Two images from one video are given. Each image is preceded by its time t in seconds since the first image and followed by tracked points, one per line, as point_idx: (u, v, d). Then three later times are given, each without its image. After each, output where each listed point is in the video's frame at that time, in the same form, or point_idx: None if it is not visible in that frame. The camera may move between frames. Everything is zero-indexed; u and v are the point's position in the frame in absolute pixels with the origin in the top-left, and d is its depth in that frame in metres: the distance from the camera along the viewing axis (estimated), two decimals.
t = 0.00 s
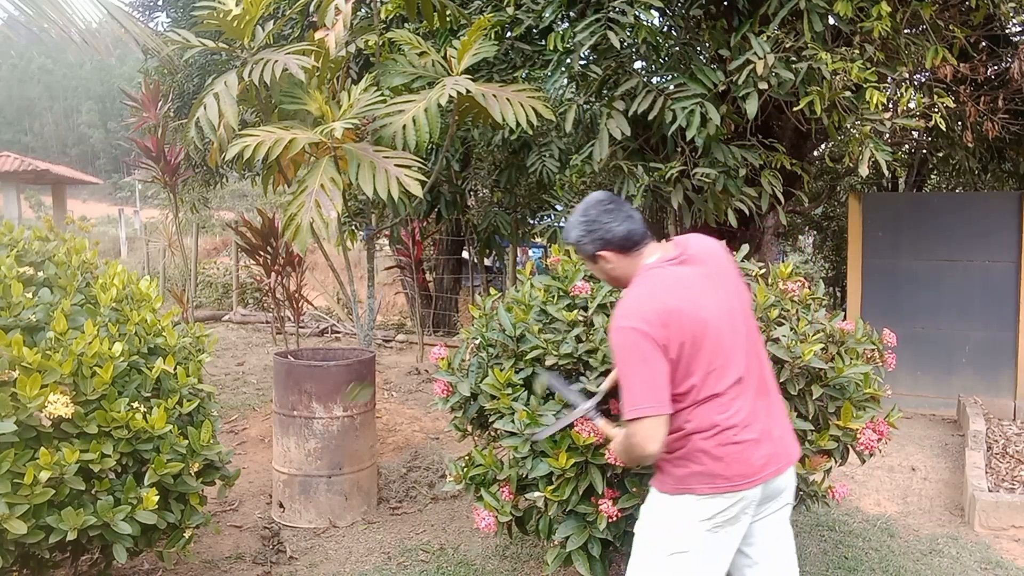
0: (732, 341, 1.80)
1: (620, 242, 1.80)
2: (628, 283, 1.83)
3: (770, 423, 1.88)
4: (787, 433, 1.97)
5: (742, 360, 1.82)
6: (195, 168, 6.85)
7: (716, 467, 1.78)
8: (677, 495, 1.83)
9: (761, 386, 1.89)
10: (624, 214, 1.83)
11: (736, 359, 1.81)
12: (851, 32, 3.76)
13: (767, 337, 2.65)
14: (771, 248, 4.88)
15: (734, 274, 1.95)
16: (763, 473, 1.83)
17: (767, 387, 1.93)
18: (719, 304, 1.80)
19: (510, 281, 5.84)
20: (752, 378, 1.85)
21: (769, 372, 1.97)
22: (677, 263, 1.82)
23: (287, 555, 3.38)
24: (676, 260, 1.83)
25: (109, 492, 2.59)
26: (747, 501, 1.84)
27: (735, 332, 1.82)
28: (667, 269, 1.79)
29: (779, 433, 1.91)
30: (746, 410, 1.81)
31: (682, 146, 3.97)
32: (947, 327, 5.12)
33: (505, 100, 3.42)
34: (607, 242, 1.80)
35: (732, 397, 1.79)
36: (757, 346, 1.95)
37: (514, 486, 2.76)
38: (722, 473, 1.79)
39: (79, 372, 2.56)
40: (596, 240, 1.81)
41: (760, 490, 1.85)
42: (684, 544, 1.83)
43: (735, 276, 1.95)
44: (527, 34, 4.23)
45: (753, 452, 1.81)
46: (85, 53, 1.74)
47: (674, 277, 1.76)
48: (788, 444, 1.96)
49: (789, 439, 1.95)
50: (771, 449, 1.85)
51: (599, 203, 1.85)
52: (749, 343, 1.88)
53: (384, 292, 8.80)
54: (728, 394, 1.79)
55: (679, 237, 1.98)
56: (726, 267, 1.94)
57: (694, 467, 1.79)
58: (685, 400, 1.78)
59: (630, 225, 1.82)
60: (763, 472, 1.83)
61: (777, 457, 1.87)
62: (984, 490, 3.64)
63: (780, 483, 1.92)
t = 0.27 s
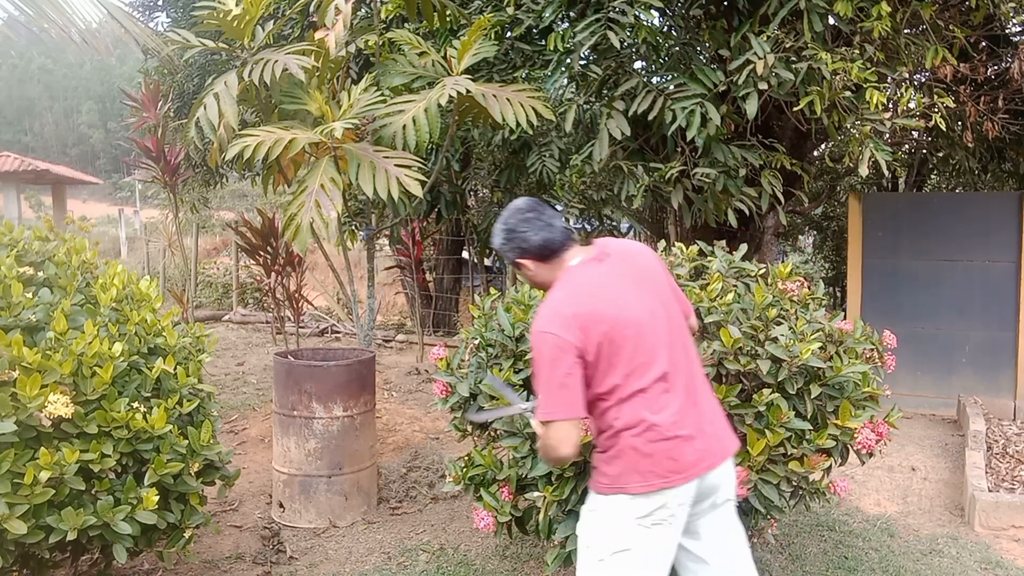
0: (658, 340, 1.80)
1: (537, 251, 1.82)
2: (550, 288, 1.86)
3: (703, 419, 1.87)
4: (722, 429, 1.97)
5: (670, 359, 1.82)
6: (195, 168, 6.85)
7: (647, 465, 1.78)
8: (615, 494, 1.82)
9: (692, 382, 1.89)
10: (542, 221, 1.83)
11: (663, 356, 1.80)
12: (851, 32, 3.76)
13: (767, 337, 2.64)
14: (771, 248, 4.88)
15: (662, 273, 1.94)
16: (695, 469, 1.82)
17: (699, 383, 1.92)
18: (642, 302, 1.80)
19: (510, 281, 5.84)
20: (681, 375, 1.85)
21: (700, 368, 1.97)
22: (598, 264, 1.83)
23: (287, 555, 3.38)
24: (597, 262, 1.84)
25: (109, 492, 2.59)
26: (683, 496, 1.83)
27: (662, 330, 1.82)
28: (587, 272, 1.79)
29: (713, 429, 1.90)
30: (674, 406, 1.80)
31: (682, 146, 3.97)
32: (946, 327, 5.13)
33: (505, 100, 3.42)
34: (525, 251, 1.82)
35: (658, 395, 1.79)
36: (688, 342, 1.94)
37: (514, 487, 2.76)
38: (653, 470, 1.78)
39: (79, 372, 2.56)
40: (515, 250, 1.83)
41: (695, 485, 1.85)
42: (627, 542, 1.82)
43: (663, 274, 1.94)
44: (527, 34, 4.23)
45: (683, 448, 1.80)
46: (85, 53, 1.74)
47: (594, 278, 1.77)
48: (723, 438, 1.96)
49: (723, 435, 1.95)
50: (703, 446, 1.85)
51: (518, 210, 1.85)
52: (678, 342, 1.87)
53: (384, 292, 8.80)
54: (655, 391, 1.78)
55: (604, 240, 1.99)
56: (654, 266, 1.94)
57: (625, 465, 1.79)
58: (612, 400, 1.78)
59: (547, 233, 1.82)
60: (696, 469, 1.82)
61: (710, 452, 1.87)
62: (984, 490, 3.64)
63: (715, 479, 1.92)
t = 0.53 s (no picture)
0: (610, 339, 1.85)
1: (492, 244, 1.90)
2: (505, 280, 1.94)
3: (657, 417, 1.92)
4: (678, 426, 2.01)
5: (623, 357, 1.87)
6: (195, 168, 6.85)
7: (599, 463, 1.85)
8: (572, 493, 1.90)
9: (648, 380, 1.93)
10: (500, 215, 1.90)
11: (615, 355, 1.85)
12: (851, 32, 3.76)
13: (767, 337, 2.64)
14: (771, 248, 4.88)
15: (621, 271, 1.97)
16: (647, 466, 1.88)
17: (657, 380, 1.97)
18: (595, 303, 1.84)
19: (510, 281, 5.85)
20: (635, 374, 1.89)
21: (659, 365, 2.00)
22: (552, 262, 1.88)
23: (287, 555, 3.38)
24: (552, 260, 1.89)
25: (109, 492, 2.59)
26: (639, 494, 1.90)
27: (615, 327, 1.86)
28: (539, 273, 1.85)
29: (668, 426, 1.95)
30: (624, 404, 1.86)
31: (682, 146, 3.97)
32: (946, 327, 5.13)
33: (505, 100, 3.42)
34: (480, 242, 1.90)
35: (611, 394, 1.84)
36: (647, 339, 1.98)
37: (514, 487, 2.76)
38: (605, 468, 1.85)
39: (79, 372, 2.56)
40: (473, 240, 1.92)
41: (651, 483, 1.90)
42: (589, 544, 1.91)
43: (622, 271, 1.98)
44: (527, 34, 4.23)
45: (636, 446, 1.86)
46: (85, 53, 1.74)
47: (544, 278, 1.84)
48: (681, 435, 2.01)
49: (679, 432, 1.99)
50: (655, 443, 1.90)
51: (478, 202, 1.92)
52: (634, 340, 1.91)
53: (384, 292, 8.80)
54: (606, 391, 1.84)
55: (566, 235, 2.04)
56: (613, 263, 1.97)
57: (579, 462, 1.87)
58: (566, 399, 1.86)
59: (503, 227, 1.89)
60: (649, 466, 1.88)
61: (665, 450, 1.92)
62: (984, 490, 3.64)
63: (672, 476, 1.97)
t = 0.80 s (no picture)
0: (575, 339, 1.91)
1: (469, 239, 1.98)
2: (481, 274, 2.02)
3: (614, 418, 2.00)
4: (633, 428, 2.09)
5: (586, 358, 1.93)
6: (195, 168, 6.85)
7: (559, 459, 1.92)
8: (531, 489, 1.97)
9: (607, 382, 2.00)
10: (478, 212, 1.98)
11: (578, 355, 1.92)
12: (851, 32, 3.76)
13: (767, 337, 2.65)
14: (771, 248, 4.88)
15: (591, 275, 2.04)
16: (603, 464, 1.96)
17: (616, 381, 2.05)
18: (564, 305, 1.91)
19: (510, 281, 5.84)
20: (597, 376, 1.97)
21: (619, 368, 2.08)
22: (526, 262, 1.94)
23: (287, 555, 3.38)
24: (526, 259, 1.95)
25: (109, 492, 2.59)
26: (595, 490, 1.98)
27: (581, 329, 1.93)
28: (512, 272, 1.91)
29: (623, 427, 2.03)
30: (584, 403, 1.93)
31: (682, 146, 3.97)
32: (946, 327, 5.13)
33: (505, 100, 3.42)
34: (458, 236, 1.99)
35: (572, 394, 1.91)
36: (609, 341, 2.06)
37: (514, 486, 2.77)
38: (566, 464, 1.92)
39: (79, 372, 2.56)
40: (452, 233, 2.00)
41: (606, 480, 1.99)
42: (552, 541, 2.00)
43: (591, 275, 2.05)
44: (527, 34, 4.23)
45: (595, 444, 1.94)
46: (86, 53, 1.74)
47: (516, 276, 1.90)
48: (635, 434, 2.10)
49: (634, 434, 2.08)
50: (610, 443, 1.98)
51: (460, 198, 2.00)
52: (597, 342, 1.98)
53: (384, 292, 8.80)
54: (569, 391, 1.91)
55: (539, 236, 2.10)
56: (584, 267, 2.04)
57: (543, 457, 1.93)
58: (529, 396, 1.92)
59: (480, 224, 1.97)
60: (606, 465, 1.96)
61: (621, 449, 2.01)
62: (984, 490, 3.64)
63: (625, 474, 2.06)
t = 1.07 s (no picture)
0: (524, 341, 2.01)
1: (443, 236, 2.08)
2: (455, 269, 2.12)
3: (557, 421, 2.09)
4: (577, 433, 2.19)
5: (534, 361, 2.03)
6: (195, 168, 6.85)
7: (497, 453, 2.02)
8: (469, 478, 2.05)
9: (554, 386, 2.09)
10: (454, 211, 2.07)
11: (526, 357, 2.02)
12: (851, 32, 3.76)
13: (767, 337, 2.65)
14: (771, 248, 4.88)
15: (553, 285, 2.14)
16: (540, 463, 2.05)
17: (564, 387, 2.14)
18: (518, 309, 2.01)
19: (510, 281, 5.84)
20: (543, 380, 2.06)
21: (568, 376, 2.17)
22: (493, 264, 2.04)
23: (287, 555, 3.38)
24: (494, 261, 2.05)
25: (109, 492, 2.59)
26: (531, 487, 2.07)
27: (532, 333, 2.03)
28: (479, 271, 2.01)
29: (565, 432, 2.12)
30: (528, 403, 2.03)
31: (682, 146, 3.97)
32: (946, 327, 5.13)
33: (505, 100, 3.42)
34: (435, 231, 2.10)
35: (516, 393, 2.01)
36: (562, 349, 2.16)
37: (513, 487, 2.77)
38: (502, 458, 2.01)
39: (79, 372, 2.56)
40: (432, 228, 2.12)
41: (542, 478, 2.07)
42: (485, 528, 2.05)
43: (556, 284, 2.14)
44: (527, 34, 4.23)
45: (533, 444, 2.03)
46: (85, 53, 1.74)
47: (481, 276, 2.00)
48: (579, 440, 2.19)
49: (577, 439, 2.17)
50: (550, 444, 2.07)
51: (442, 195, 2.10)
52: (548, 348, 2.07)
53: (384, 292, 8.80)
54: (514, 390, 2.01)
55: (515, 241, 2.20)
56: (548, 275, 2.13)
57: (481, 448, 2.02)
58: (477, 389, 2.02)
59: (452, 222, 2.06)
60: (543, 464, 2.05)
61: (561, 451, 2.10)
62: (984, 490, 3.64)
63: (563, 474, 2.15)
